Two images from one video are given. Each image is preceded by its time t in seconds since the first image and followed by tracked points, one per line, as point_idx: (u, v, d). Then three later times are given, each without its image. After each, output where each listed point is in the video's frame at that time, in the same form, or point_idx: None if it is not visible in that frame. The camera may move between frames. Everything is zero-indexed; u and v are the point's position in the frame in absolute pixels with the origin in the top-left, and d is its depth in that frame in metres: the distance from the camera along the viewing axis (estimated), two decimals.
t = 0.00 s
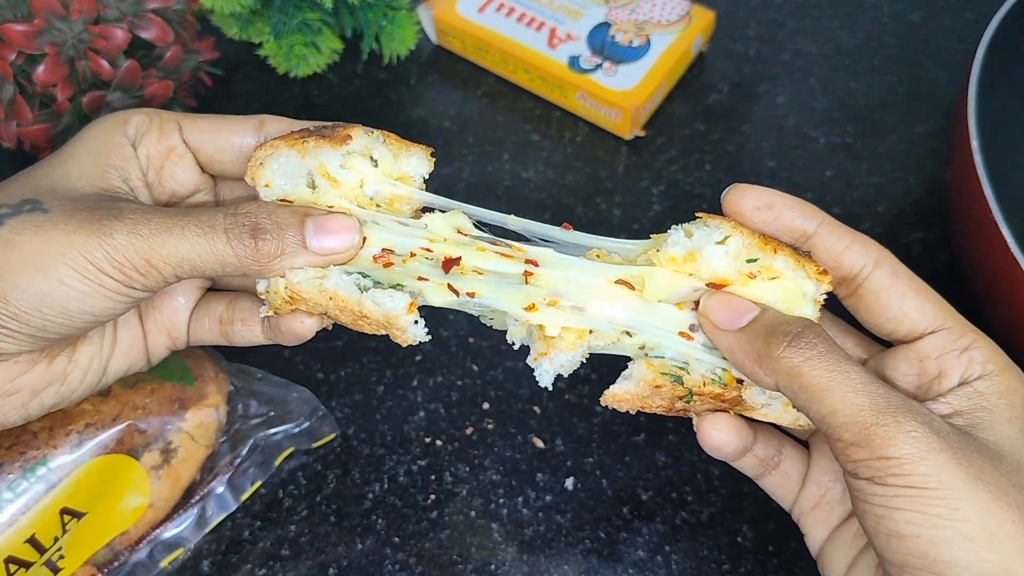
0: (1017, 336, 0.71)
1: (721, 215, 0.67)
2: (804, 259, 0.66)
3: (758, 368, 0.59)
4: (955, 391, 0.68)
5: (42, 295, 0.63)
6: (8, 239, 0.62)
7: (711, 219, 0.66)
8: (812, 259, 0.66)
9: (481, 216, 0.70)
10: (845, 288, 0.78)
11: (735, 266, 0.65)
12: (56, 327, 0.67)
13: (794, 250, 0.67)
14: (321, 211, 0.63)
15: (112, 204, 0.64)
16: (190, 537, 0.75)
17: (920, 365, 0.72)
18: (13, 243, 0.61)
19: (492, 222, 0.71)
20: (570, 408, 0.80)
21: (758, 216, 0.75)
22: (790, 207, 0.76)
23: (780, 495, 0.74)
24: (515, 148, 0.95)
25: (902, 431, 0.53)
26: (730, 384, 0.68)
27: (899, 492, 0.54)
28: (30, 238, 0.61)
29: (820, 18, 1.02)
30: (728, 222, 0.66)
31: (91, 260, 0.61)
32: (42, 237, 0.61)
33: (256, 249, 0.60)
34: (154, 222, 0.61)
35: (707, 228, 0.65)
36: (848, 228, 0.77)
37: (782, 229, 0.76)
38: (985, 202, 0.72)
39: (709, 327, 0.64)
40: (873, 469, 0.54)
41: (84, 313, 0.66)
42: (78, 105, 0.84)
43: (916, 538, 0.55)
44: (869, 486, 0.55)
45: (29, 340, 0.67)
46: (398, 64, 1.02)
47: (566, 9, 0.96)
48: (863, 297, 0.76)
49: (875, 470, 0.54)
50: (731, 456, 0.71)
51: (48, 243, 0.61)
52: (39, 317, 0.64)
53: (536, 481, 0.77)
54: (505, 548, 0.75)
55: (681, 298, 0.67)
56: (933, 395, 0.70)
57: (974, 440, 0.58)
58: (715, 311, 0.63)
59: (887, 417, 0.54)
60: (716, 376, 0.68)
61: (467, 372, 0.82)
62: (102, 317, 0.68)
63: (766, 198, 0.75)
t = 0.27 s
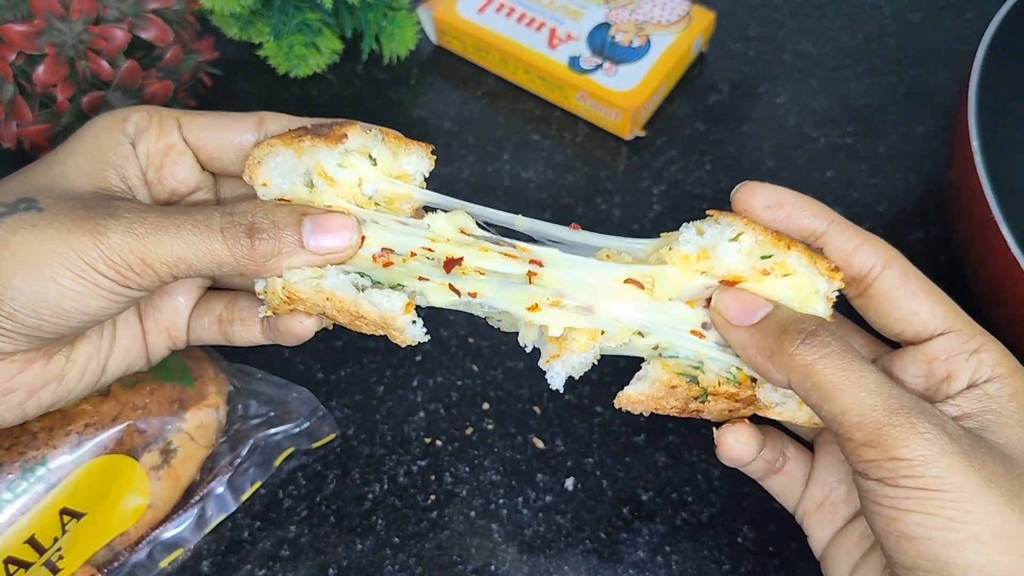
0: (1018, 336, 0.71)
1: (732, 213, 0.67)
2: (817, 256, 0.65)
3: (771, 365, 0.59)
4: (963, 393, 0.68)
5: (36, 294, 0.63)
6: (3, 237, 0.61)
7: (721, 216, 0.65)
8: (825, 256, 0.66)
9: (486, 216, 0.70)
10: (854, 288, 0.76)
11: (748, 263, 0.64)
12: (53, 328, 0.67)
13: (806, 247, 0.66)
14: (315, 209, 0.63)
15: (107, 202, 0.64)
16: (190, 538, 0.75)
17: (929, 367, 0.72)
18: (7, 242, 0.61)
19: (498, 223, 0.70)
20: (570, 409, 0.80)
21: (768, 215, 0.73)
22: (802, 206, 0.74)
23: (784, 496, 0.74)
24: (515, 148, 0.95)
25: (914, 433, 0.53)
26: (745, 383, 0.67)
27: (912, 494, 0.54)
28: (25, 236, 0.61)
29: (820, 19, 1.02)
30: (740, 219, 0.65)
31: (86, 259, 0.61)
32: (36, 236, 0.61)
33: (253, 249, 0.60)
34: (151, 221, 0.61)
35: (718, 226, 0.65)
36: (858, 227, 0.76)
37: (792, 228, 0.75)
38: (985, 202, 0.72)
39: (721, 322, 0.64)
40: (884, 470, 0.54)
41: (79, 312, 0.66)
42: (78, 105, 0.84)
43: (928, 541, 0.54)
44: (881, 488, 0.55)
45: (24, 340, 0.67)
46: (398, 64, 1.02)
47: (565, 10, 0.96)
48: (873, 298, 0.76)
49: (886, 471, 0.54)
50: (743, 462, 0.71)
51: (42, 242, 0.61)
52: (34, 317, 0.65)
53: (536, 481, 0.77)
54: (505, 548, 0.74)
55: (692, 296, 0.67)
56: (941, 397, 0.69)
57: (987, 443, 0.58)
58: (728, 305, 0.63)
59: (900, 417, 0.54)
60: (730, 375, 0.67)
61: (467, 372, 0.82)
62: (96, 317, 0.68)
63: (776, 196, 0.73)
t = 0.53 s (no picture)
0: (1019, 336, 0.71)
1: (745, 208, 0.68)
2: (831, 248, 0.65)
3: (785, 359, 0.58)
4: (975, 391, 0.69)
5: (23, 291, 0.63)
6: None
7: (735, 210, 0.66)
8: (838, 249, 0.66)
9: (493, 212, 0.70)
10: (864, 283, 0.77)
11: (764, 254, 0.65)
12: (39, 324, 0.67)
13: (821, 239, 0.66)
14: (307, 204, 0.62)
15: (95, 198, 0.64)
16: (190, 538, 0.75)
17: (939, 363, 0.72)
18: None
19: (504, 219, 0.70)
20: (571, 409, 0.80)
21: (778, 209, 0.75)
22: (813, 200, 0.75)
23: (789, 493, 0.74)
24: (515, 148, 0.95)
25: (928, 432, 0.53)
26: (759, 378, 0.67)
27: (925, 493, 0.54)
28: (12, 233, 0.62)
29: (820, 19, 1.02)
30: (754, 212, 0.66)
31: (72, 256, 0.61)
32: (23, 233, 0.61)
33: (242, 244, 0.60)
34: (138, 216, 0.61)
35: (733, 219, 0.65)
36: (869, 222, 0.77)
37: (804, 222, 0.75)
38: (985, 202, 0.72)
39: (735, 314, 0.63)
40: (898, 468, 0.54)
41: (68, 310, 0.66)
42: (78, 105, 0.84)
43: (940, 541, 0.55)
44: (892, 487, 0.55)
45: (13, 338, 0.68)
46: (398, 64, 1.02)
47: (566, 10, 0.96)
48: (883, 294, 0.76)
49: (899, 470, 0.54)
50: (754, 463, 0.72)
51: (29, 239, 0.61)
52: (23, 314, 0.65)
53: (536, 482, 0.77)
54: (505, 549, 0.75)
55: (702, 289, 0.66)
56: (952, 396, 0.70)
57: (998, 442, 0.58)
58: (742, 298, 0.62)
59: (914, 416, 0.54)
60: (745, 369, 0.67)
61: (467, 373, 0.82)
62: (85, 314, 0.68)
63: (786, 190, 0.75)
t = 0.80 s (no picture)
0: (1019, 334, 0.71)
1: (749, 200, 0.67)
2: (836, 238, 0.65)
3: (791, 349, 0.58)
4: (978, 384, 0.69)
5: (22, 285, 0.63)
6: None
7: (739, 201, 0.66)
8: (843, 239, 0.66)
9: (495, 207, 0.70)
10: (867, 277, 0.77)
11: (770, 246, 0.64)
12: (36, 319, 0.67)
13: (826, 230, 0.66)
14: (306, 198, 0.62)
15: (93, 192, 0.64)
16: (190, 537, 0.75)
17: (942, 356, 0.72)
18: None
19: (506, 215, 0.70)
20: (571, 408, 0.80)
21: (781, 201, 0.75)
22: (816, 193, 0.75)
23: (792, 485, 0.75)
24: (515, 148, 0.95)
25: (932, 423, 0.53)
26: (767, 371, 0.67)
27: (929, 484, 0.54)
28: (10, 226, 0.61)
29: (820, 18, 1.02)
30: (758, 204, 0.66)
31: (71, 250, 0.61)
32: (21, 226, 0.61)
33: (239, 237, 0.60)
34: (135, 210, 0.61)
35: (737, 211, 0.65)
36: (873, 217, 0.77)
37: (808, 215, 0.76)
38: (985, 201, 0.71)
39: (740, 305, 0.63)
40: (901, 459, 0.54)
41: (66, 304, 0.66)
42: (78, 104, 0.84)
43: (944, 531, 0.55)
44: (897, 477, 0.55)
45: (12, 332, 0.68)
46: (398, 64, 1.02)
47: (565, 9, 0.96)
48: (887, 287, 0.76)
49: (903, 461, 0.54)
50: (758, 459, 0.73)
51: (27, 233, 0.61)
52: (21, 308, 0.65)
53: (536, 480, 0.77)
54: (505, 547, 0.74)
55: (707, 282, 0.66)
56: (955, 389, 0.70)
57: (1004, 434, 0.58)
58: (747, 288, 0.62)
59: (918, 406, 0.54)
60: (753, 362, 0.67)
61: (467, 371, 0.82)
62: (83, 308, 0.68)
63: (791, 183, 0.75)
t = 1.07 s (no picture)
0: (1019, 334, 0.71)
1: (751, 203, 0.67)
2: (839, 242, 0.65)
3: (793, 352, 0.59)
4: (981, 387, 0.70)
5: (18, 289, 0.63)
6: None
7: (743, 205, 0.65)
8: (846, 242, 0.65)
9: (494, 211, 0.70)
10: (871, 279, 0.77)
11: (773, 250, 0.64)
12: (34, 322, 0.67)
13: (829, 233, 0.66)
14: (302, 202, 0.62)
15: (88, 198, 0.64)
16: (190, 536, 0.75)
17: (945, 359, 0.73)
18: None
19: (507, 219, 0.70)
20: (570, 408, 0.80)
21: (785, 205, 0.75)
22: (818, 196, 0.75)
23: (796, 488, 0.74)
24: (515, 147, 0.95)
25: (933, 425, 0.53)
26: (769, 373, 0.67)
27: (930, 486, 0.54)
28: (6, 232, 0.61)
29: (820, 18, 1.02)
30: (761, 207, 0.65)
31: (68, 255, 0.61)
32: (17, 232, 0.61)
33: (234, 239, 0.60)
34: (130, 215, 0.61)
35: (740, 215, 0.65)
36: (877, 219, 0.77)
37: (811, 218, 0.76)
38: (985, 201, 0.71)
39: (743, 308, 0.63)
40: (903, 461, 0.54)
41: (63, 308, 0.66)
42: (78, 104, 0.84)
43: (946, 534, 0.55)
44: (898, 479, 0.56)
45: (9, 335, 0.67)
46: (398, 63, 1.02)
47: (565, 8, 0.96)
48: (890, 290, 0.76)
49: (904, 463, 0.54)
50: (764, 461, 0.72)
51: (23, 239, 0.61)
52: (19, 312, 0.65)
53: (536, 480, 0.77)
54: (505, 547, 0.74)
55: (708, 284, 0.66)
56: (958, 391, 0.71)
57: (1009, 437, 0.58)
58: (750, 292, 0.62)
59: (920, 409, 0.54)
60: (755, 365, 0.67)
61: (467, 371, 0.82)
62: (80, 312, 0.68)
63: (794, 187, 0.74)
